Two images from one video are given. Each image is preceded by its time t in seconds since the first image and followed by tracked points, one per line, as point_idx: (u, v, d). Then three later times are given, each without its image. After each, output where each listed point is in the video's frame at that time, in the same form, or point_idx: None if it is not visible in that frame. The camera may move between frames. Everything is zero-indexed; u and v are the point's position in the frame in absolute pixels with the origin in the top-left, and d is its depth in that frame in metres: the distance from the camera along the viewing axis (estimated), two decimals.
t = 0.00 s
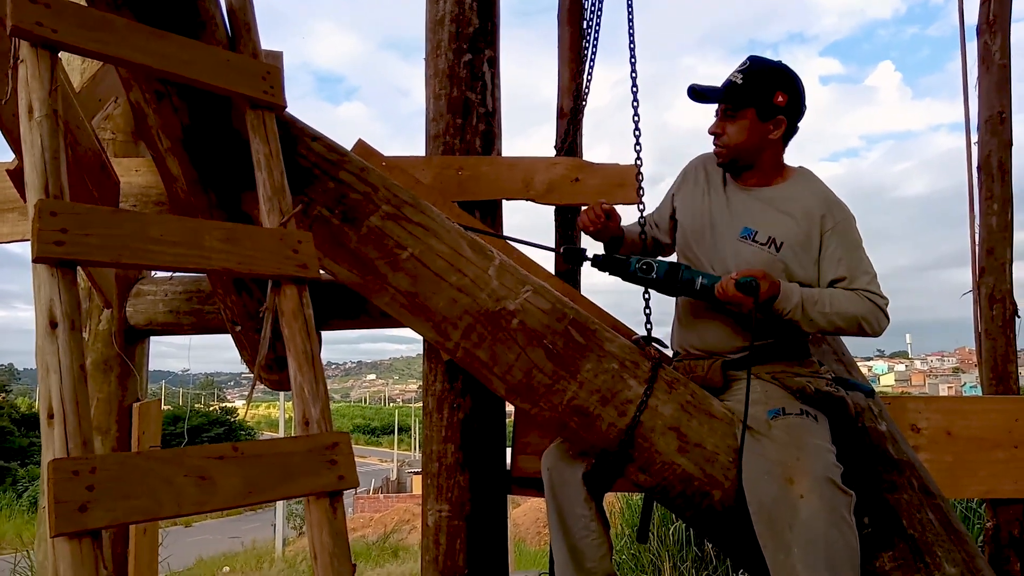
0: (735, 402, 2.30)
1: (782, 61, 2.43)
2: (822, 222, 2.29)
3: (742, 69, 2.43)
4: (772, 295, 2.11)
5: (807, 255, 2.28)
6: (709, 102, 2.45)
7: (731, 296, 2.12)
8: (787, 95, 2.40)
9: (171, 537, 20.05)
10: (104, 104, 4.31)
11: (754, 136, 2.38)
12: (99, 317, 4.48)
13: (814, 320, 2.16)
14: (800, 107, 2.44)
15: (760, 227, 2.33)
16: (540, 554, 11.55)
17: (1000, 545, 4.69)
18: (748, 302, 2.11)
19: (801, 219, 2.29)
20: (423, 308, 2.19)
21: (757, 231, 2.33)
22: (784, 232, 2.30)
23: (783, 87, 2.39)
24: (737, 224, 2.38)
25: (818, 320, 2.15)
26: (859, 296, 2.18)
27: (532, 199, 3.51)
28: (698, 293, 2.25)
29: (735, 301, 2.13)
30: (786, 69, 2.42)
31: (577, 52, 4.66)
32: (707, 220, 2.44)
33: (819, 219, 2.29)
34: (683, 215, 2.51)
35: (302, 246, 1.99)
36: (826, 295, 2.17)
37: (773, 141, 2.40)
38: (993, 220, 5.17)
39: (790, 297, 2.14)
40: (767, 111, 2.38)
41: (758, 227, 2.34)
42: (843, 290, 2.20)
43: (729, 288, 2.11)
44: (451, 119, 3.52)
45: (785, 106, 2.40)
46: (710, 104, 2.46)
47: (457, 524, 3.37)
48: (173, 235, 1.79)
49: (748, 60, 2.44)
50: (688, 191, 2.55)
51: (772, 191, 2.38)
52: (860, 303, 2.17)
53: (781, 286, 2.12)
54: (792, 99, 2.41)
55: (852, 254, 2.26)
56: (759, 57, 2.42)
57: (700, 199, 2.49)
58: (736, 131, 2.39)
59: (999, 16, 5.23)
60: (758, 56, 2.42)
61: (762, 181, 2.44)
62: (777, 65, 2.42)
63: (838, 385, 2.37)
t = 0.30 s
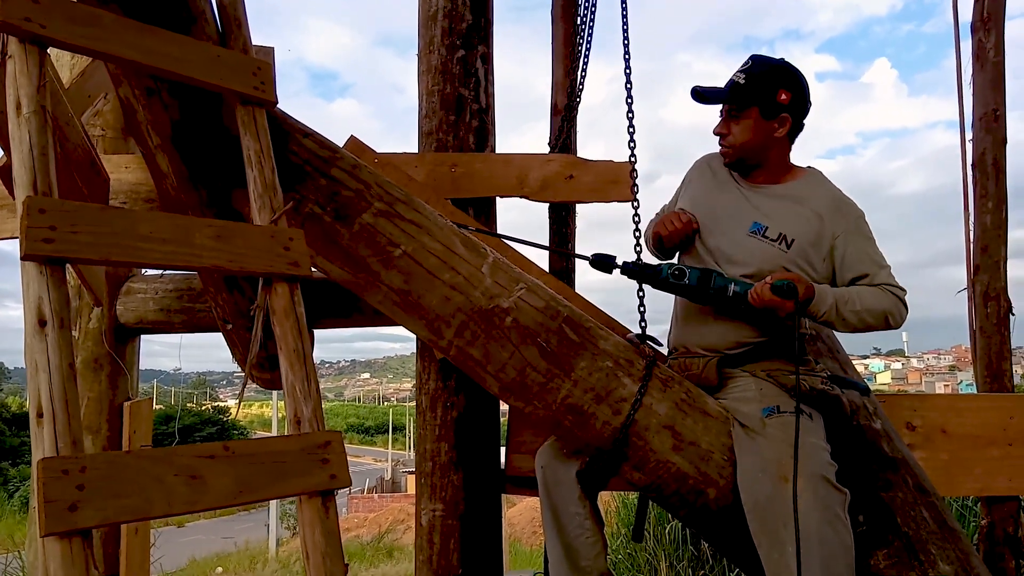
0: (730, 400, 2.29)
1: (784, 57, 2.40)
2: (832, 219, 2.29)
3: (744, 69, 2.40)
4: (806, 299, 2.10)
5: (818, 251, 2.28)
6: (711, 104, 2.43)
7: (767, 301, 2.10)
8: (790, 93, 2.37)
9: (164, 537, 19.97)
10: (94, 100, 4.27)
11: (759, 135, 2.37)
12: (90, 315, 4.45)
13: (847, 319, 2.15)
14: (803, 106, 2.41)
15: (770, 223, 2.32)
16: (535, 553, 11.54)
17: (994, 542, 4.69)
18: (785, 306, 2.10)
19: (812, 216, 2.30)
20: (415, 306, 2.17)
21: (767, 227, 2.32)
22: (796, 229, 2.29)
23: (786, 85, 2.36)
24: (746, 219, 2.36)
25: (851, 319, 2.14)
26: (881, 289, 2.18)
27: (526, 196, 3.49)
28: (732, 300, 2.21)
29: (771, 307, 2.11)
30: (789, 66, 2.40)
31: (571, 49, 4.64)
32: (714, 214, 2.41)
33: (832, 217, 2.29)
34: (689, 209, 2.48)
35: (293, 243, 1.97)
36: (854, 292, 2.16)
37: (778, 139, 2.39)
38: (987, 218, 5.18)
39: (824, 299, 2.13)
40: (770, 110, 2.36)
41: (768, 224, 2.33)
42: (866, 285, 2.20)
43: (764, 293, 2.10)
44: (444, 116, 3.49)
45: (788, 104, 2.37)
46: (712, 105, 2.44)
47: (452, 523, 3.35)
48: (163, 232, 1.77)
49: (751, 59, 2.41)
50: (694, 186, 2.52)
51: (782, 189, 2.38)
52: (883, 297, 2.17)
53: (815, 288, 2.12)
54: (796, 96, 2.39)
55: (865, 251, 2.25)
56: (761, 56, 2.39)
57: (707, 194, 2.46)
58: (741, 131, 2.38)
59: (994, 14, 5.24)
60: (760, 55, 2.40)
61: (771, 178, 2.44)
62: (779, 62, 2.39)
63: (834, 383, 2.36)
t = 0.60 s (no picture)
0: (729, 397, 2.30)
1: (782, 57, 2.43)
2: (843, 216, 2.35)
3: (745, 70, 2.41)
4: (843, 307, 2.15)
5: (829, 248, 2.34)
6: (715, 107, 2.40)
7: (806, 312, 2.14)
8: (792, 90, 2.39)
9: (166, 536, 20.01)
10: (94, 101, 4.29)
11: (766, 134, 2.38)
12: (92, 315, 4.46)
13: (875, 321, 2.22)
14: (805, 102, 2.44)
15: (783, 220, 2.34)
16: (536, 552, 11.55)
17: (994, 539, 4.70)
18: (824, 316, 2.14)
19: (824, 214, 2.34)
20: (415, 305, 2.18)
21: (781, 224, 2.34)
22: (810, 226, 2.33)
23: (787, 83, 2.39)
24: (758, 217, 2.36)
25: (880, 321, 2.22)
26: (897, 287, 2.29)
27: (525, 195, 3.50)
28: (767, 310, 2.21)
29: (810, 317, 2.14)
30: (788, 65, 2.42)
31: (570, 48, 4.65)
32: (726, 211, 2.40)
33: (841, 214, 2.35)
34: (699, 207, 2.44)
35: (294, 243, 1.98)
36: (879, 294, 2.24)
37: (783, 137, 2.41)
38: (986, 215, 5.18)
39: (858, 306, 2.18)
40: (775, 108, 2.37)
41: (781, 220, 2.35)
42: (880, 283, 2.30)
43: (804, 304, 2.13)
44: (443, 115, 3.50)
45: (791, 102, 2.39)
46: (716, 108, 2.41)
47: (452, 521, 3.37)
48: (163, 232, 1.78)
49: (749, 61, 2.43)
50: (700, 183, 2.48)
51: (789, 186, 2.41)
52: (898, 292, 2.27)
53: (850, 297, 2.16)
54: (797, 94, 2.41)
55: (873, 247, 2.34)
56: (760, 57, 2.41)
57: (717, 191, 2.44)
58: (748, 131, 2.38)
59: (992, 12, 5.24)
60: (759, 56, 2.41)
61: (778, 176, 2.45)
62: (779, 62, 2.41)
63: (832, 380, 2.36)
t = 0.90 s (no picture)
0: (729, 397, 2.30)
1: (786, 59, 2.42)
2: (851, 217, 2.40)
3: (750, 73, 2.41)
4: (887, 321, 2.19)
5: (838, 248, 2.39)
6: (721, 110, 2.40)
7: (853, 327, 2.14)
8: (799, 93, 2.38)
9: (167, 536, 20.03)
10: (94, 101, 4.29)
11: (772, 137, 2.37)
12: (92, 315, 4.47)
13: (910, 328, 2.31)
14: (811, 103, 2.43)
15: (795, 221, 2.36)
16: (536, 551, 11.56)
17: (993, 539, 4.71)
18: (872, 331, 2.16)
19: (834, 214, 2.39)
20: (415, 305, 2.18)
21: (793, 225, 2.36)
22: (821, 227, 2.37)
23: (794, 86, 2.38)
24: (770, 218, 2.37)
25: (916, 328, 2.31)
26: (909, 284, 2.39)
27: (525, 195, 3.50)
28: (810, 325, 2.18)
29: (857, 332, 2.15)
30: (793, 68, 2.41)
31: (570, 48, 4.65)
32: (739, 212, 2.38)
33: (849, 214, 2.40)
34: (713, 208, 2.39)
35: (293, 243, 1.98)
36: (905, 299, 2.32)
37: (790, 139, 2.41)
38: (985, 215, 5.19)
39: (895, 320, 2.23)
40: (782, 111, 2.37)
41: (793, 222, 2.36)
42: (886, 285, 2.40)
43: (851, 322, 2.14)
44: (443, 115, 3.50)
45: (798, 105, 2.39)
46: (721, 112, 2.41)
47: (452, 520, 3.37)
48: (163, 232, 1.78)
49: (754, 64, 2.42)
50: (711, 182, 2.43)
51: (797, 186, 2.43)
52: (908, 290, 2.37)
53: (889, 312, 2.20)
54: (803, 96, 2.41)
55: (879, 246, 2.42)
56: (764, 60, 2.41)
57: (729, 192, 2.41)
58: (755, 134, 2.38)
59: (991, 11, 5.24)
60: (763, 59, 2.41)
61: (784, 178, 2.46)
62: (784, 64, 2.40)
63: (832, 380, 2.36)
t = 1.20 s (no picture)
0: (730, 399, 2.30)
1: (788, 62, 2.42)
2: (853, 218, 2.42)
3: (752, 76, 2.40)
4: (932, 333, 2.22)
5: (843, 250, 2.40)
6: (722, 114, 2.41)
7: (901, 342, 2.18)
8: (802, 97, 2.38)
9: (166, 537, 20.03)
10: (94, 102, 4.29)
11: (774, 141, 2.37)
12: (92, 316, 4.47)
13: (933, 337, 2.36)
14: (813, 107, 2.43)
15: (801, 224, 2.37)
16: (535, 553, 11.55)
17: (993, 541, 4.70)
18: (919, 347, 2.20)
19: (837, 217, 2.40)
20: (415, 306, 2.18)
21: (799, 228, 2.36)
22: (825, 230, 2.38)
23: (797, 89, 2.38)
24: (777, 221, 2.37)
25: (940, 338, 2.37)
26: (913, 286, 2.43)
27: (525, 197, 3.51)
28: (852, 341, 2.18)
29: (905, 347, 2.18)
30: (795, 71, 2.41)
31: (570, 49, 4.65)
32: (748, 216, 2.36)
33: (852, 216, 2.42)
34: (724, 212, 2.36)
35: (294, 244, 1.98)
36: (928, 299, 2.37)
37: (793, 143, 2.41)
38: (985, 216, 5.19)
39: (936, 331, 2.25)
40: (784, 115, 2.37)
41: (799, 225, 2.37)
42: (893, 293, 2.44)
43: (899, 335, 2.18)
44: (443, 116, 3.50)
45: (801, 108, 2.38)
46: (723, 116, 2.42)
47: (452, 522, 3.37)
48: (164, 233, 1.78)
49: (756, 67, 2.42)
50: (721, 185, 2.39)
51: (802, 189, 2.43)
52: (910, 292, 2.41)
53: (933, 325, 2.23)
54: (805, 99, 2.41)
55: (882, 247, 2.44)
56: (766, 63, 2.40)
57: (738, 195, 2.38)
58: (758, 138, 2.38)
59: (991, 13, 5.24)
60: (765, 62, 2.41)
61: (787, 181, 2.46)
62: (786, 67, 2.40)
63: (834, 382, 2.36)
